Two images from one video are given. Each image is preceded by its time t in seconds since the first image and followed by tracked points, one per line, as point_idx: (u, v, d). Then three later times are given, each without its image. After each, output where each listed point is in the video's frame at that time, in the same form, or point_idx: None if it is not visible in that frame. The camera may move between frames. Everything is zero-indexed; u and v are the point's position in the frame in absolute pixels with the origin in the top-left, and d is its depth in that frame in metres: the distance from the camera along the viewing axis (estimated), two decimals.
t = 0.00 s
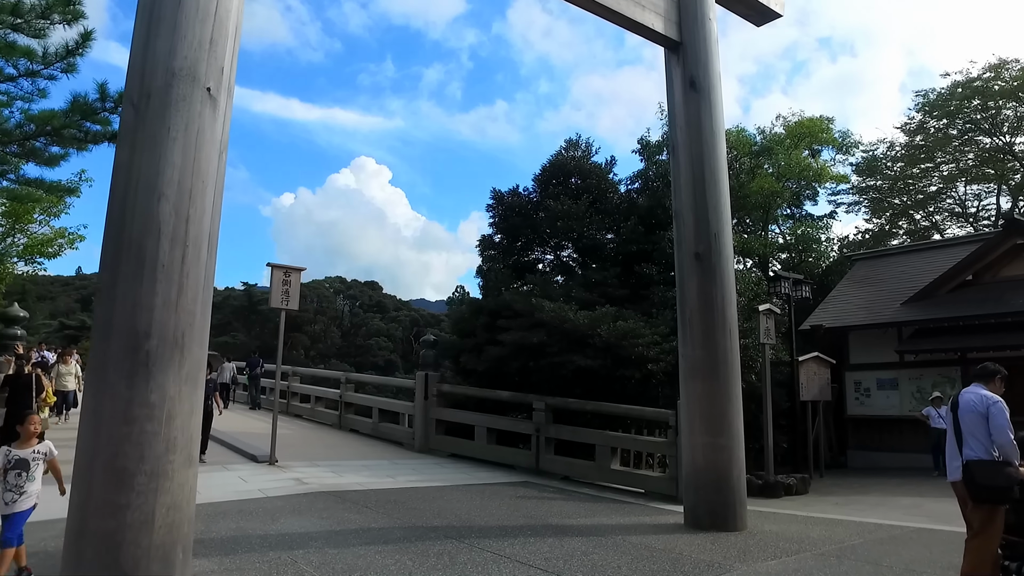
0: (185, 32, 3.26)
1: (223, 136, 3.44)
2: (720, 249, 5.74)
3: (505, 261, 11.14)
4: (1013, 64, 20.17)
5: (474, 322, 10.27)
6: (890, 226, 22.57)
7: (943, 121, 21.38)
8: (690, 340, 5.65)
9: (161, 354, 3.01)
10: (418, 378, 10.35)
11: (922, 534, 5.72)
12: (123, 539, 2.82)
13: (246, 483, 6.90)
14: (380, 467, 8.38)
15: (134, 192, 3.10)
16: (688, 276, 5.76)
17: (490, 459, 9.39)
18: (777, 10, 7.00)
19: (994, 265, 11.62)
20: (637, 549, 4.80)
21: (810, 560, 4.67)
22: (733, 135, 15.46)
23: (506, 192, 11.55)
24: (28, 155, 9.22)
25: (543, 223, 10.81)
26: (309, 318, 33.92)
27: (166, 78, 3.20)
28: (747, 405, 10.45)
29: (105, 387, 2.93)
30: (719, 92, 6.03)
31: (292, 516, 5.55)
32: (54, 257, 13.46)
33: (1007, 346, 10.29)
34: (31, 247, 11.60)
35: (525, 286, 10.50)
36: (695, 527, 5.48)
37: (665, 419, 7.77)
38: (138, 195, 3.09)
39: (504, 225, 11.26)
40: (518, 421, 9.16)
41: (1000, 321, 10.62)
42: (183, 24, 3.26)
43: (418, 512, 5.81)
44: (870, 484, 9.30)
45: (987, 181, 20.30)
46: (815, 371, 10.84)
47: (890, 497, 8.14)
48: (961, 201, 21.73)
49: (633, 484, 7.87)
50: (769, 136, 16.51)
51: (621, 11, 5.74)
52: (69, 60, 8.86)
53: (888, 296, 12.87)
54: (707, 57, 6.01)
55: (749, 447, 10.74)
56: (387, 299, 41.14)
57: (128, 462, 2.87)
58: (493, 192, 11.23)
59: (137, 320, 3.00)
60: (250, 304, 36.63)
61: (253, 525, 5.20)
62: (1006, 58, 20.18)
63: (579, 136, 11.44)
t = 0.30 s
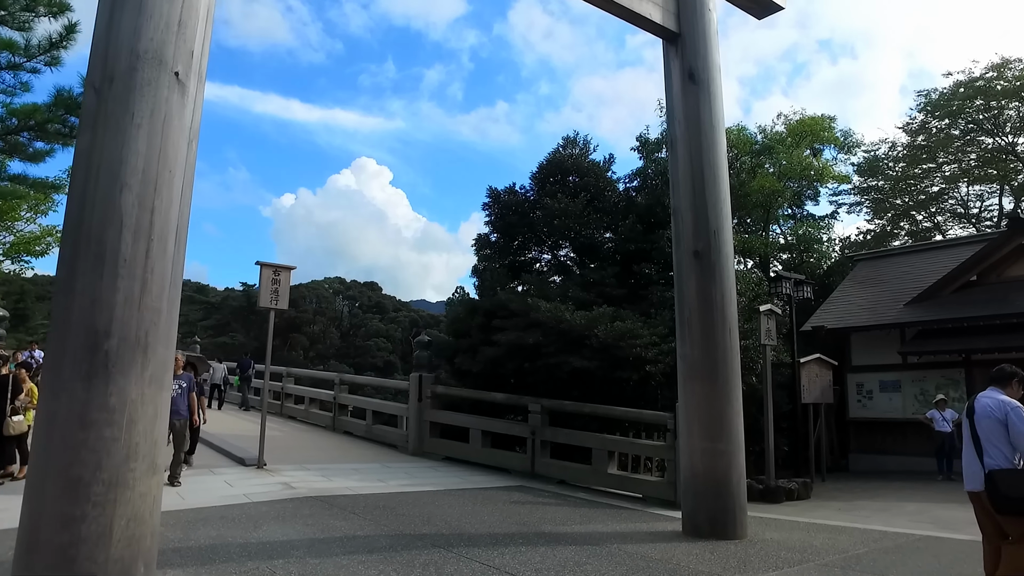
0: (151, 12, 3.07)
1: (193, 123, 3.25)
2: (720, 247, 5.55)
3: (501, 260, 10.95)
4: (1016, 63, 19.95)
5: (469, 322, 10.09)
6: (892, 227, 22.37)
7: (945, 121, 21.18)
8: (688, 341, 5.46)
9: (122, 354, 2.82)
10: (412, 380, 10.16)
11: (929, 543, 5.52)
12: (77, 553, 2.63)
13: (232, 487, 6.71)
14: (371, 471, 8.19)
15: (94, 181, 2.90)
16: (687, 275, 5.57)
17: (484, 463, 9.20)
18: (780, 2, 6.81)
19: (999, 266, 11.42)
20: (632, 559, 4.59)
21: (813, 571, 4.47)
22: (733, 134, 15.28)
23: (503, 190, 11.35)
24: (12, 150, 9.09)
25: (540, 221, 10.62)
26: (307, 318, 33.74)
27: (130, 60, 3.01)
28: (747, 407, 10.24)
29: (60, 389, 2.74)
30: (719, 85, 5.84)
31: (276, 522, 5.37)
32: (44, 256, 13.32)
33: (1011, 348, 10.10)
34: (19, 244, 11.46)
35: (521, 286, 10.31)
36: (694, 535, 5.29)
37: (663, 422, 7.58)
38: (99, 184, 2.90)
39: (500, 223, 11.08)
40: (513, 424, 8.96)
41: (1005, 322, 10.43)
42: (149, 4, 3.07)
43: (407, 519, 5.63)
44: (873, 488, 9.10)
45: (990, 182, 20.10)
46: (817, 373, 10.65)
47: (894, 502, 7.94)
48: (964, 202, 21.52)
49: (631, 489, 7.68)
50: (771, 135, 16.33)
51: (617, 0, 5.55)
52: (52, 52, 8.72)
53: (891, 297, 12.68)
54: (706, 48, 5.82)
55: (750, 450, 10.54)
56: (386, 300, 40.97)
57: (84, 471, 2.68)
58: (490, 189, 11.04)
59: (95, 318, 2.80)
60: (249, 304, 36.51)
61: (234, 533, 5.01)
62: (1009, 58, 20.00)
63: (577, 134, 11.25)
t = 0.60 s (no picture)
0: None
1: (167, 108, 3.09)
2: (721, 242, 5.38)
3: (498, 258, 10.78)
4: (1019, 61, 19.75)
5: (466, 321, 9.91)
6: (894, 227, 22.19)
7: (948, 120, 20.98)
8: (689, 339, 5.29)
9: (86, 351, 2.66)
10: (408, 380, 10.00)
11: (937, 548, 5.34)
12: (34, 563, 2.47)
13: (220, 489, 6.53)
14: (365, 473, 8.02)
15: (58, 168, 2.74)
16: (687, 271, 5.40)
17: (481, 465, 9.03)
18: None
19: (1004, 265, 11.19)
20: (630, 566, 4.41)
21: None
22: (735, 132, 15.12)
23: (500, 187, 11.19)
24: None
25: (539, 219, 10.46)
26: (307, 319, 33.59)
27: (97, 41, 2.84)
28: (749, 408, 10.07)
29: (18, 388, 2.57)
30: (721, 75, 5.67)
31: (263, 526, 5.20)
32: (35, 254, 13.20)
33: (1018, 348, 9.92)
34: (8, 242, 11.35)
35: (519, 284, 10.14)
36: (695, 539, 5.11)
37: (663, 423, 7.41)
38: (62, 171, 2.74)
39: (498, 221, 10.91)
40: (510, 425, 8.79)
41: (1011, 322, 10.25)
42: None
43: (398, 523, 5.46)
44: (878, 491, 8.92)
45: (993, 181, 19.91)
46: (820, 373, 10.48)
47: (899, 505, 7.76)
48: (967, 201, 21.33)
49: (630, 491, 7.51)
50: (773, 133, 16.17)
51: None
52: (38, 45, 8.62)
53: (895, 296, 12.51)
54: (707, 38, 5.65)
55: (752, 451, 10.37)
56: (386, 300, 40.83)
57: (44, 475, 2.52)
58: (487, 186, 10.86)
59: (58, 312, 2.64)
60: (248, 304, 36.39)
61: (219, 537, 4.84)
62: (1012, 56, 19.81)
63: (576, 130, 11.08)
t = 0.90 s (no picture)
0: None
1: (140, 94, 2.92)
2: (724, 238, 5.21)
3: (496, 257, 10.60)
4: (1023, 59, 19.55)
5: (463, 321, 9.74)
6: (896, 226, 22.01)
7: (951, 119, 20.79)
8: (691, 339, 5.11)
9: (48, 349, 2.48)
10: (404, 381, 9.83)
11: (949, 555, 5.16)
12: None
13: (209, 494, 6.35)
14: (359, 476, 7.85)
15: (18, 154, 2.56)
16: (689, 268, 5.22)
17: (478, 467, 8.86)
18: None
19: (1010, 263, 11.04)
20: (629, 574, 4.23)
21: None
22: (736, 129, 14.95)
23: (498, 185, 11.01)
24: None
25: (537, 217, 10.29)
26: (306, 320, 33.43)
27: (62, 20, 2.67)
28: (751, 409, 9.89)
29: None
30: (723, 67, 5.50)
31: (250, 532, 5.03)
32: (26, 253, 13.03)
33: None
34: None
35: (517, 283, 9.97)
36: (698, 546, 4.93)
37: (664, 424, 7.24)
38: (23, 157, 2.56)
39: (496, 219, 10.74)
40: (508, 427, 8.62)
41: (1019, 321, 10.07)
42: None
43: (391, 529, 5.29)
44: (883, 494, 8.74)
45: (996, 180, 19.72)
46: (824, 374, 10.29)
47: (906, 509, 7.58)
48: (970, 201, 21.15)
49: (630, 495, 7.34)
50: (775, 131, 15.99)
51: None
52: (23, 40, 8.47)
53: (899, 295, 12.33)
54: (709, 28, 5.48)
55: (755, 453, 10.21)
56: (386, 301, 40.69)
57: None
58: (485, 183, 10.69)
59: (17, 307, 2.46)
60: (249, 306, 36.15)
61: (203, 544, 4.67)
62: (1016, 54, 19.62)
63: (575, 126, 10.90)
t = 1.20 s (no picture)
0: None
1: (107, 76, 2.76)
2: (726, 234, 5.04)
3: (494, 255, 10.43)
4: None
5: (459, 320, 9.56)
6: (899, 226, 21.81)
7: (954, 117, 20.61)
8: (691, 338, 4.94)
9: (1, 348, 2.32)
10: (400, 381, 9.67)
11: (958, 561, 4.98)
12: None
13: (197, 497, 6.17)
14: (353, 478, 7.68)
15: None
16: (689, 264, 5.06)
17: (475, 469, 8.69)
18: None
19: (1016, 261, 10.88)
20: None
21: None
22: (738, 127, 14.78)
23: (496, 182, 10.83)
24: None
25: (535, 215, 10.12)
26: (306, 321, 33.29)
27: None
28: (753, 410, 9.71)
29: None
30: (724, 57, 5.33)
31: (235, 538, 4.87)
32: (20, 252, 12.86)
33: None
34: None
35: (515, 282, 9.80)
36: (698, 552, 4.76)
37: (665, 426, 7.07)
38: None
39: (494, 217, 10.57)
40: (505, 428, 8.45)
41: None
42: None
43: (381, 534, 5.12)
44: (888, 497, 8.56)
45: (999, 179, 19.52)
46: (827, 374, 10.10)
47: (913, 512, 7.40)
48: (973, 200, 20.96)
49: (630, 498, 7.17)
50: (777, 129, 15.81)
51: None
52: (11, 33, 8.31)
53: (904, 294, 12.14)
54: (710, 16, 5.30)
55: (757, 455, 10.03)
56: (386, 301, 40.54)
57: None
58: (482, 180, 10.51)
59: None
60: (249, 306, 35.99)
61: (185, 551, 4.50)
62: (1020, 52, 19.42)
63: (574, 122, 10.72)
